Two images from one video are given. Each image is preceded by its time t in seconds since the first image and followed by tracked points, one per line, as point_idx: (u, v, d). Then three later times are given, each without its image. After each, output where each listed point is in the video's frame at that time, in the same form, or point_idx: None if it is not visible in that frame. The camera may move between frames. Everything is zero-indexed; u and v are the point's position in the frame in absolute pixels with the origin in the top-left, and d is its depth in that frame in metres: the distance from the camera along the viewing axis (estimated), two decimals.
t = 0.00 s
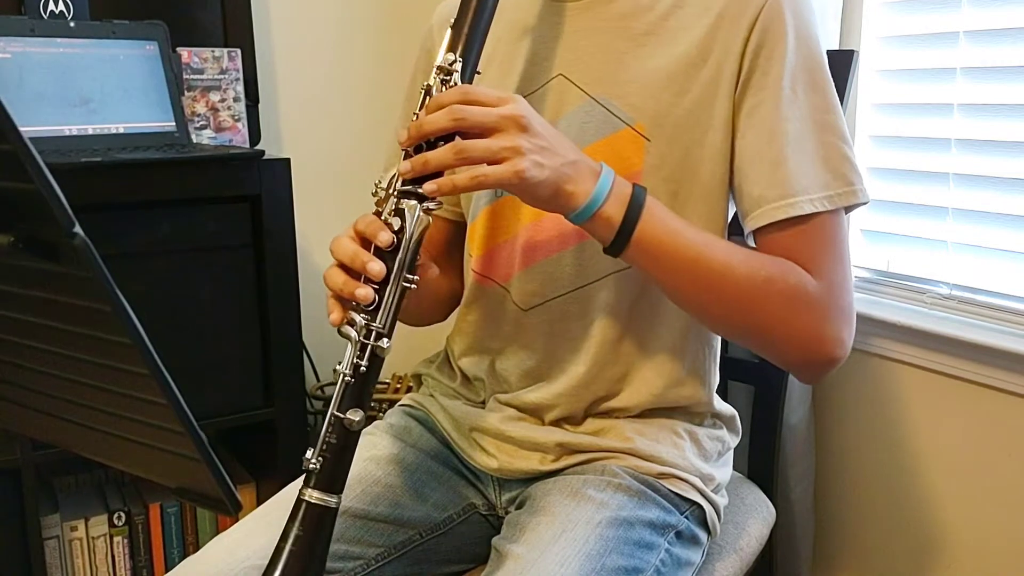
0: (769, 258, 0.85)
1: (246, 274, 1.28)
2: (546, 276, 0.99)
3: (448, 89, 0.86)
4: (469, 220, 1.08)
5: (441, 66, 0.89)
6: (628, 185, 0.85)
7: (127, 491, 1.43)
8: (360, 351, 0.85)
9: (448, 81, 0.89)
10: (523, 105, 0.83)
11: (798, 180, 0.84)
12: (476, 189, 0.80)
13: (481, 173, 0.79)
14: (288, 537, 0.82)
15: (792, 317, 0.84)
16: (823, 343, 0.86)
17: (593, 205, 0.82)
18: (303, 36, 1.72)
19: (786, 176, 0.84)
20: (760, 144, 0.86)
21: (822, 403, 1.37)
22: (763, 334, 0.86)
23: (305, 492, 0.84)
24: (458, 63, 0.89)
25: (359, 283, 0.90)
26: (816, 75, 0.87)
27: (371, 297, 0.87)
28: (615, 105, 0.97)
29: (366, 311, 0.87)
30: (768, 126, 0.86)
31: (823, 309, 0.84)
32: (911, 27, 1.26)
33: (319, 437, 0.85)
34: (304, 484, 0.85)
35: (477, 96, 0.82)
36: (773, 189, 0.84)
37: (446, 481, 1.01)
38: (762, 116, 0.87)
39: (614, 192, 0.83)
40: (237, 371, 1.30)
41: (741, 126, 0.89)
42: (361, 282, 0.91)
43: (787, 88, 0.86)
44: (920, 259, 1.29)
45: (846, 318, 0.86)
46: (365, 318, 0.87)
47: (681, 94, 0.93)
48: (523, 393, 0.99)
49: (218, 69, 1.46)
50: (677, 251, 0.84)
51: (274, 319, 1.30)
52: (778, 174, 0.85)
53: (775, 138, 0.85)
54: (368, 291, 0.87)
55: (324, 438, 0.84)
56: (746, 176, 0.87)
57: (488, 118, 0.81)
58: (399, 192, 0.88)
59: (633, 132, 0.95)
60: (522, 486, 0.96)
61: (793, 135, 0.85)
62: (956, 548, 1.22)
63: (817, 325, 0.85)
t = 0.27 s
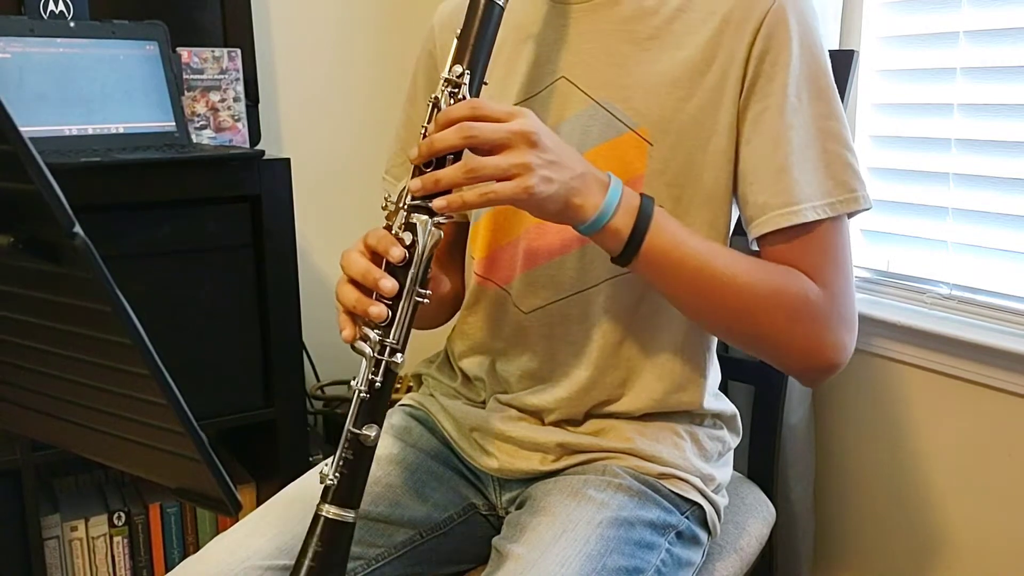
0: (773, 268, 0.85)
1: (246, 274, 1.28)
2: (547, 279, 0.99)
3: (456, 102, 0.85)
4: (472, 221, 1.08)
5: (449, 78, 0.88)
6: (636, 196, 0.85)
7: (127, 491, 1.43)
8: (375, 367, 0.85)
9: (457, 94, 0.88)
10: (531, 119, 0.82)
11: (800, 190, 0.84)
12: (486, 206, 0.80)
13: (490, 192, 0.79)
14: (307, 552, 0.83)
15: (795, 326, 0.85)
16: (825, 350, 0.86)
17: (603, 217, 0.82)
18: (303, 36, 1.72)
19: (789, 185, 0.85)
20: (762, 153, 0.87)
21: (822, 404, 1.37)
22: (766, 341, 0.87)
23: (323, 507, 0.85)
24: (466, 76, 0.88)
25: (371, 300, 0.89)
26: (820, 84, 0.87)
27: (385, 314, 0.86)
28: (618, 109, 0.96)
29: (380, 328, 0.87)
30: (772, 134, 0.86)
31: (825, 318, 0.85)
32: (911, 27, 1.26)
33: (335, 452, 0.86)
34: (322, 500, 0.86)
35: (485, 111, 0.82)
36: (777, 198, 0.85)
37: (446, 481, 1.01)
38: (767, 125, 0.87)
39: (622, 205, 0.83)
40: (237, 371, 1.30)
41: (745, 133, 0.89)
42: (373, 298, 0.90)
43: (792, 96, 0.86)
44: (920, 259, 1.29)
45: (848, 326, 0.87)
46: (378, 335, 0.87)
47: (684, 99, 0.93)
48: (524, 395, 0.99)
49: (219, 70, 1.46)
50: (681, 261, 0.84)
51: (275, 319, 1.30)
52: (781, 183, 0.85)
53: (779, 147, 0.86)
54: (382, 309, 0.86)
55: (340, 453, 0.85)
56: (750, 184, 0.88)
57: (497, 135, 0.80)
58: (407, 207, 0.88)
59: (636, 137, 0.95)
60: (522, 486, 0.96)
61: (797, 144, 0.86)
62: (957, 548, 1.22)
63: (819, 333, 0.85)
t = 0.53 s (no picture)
0: (779, 266, 0.85)
1: (246, 274, 1.28)
2: (548, 280, 0.99)
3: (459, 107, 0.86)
4: (472, 225, 1.08)
5: (451, 84, 0.88)
6: (642, 197, 0.85)
7: (127, 491, 1.43)
8: (388, 377, 0.86)
9: (458, 100, 0.89)
10: (535, 122, 0.82)
11: (800, 188, 0.84)
12: (492, 211, 0.81)
13: (497, 196, 0.79)
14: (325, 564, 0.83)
15: (802, 323, 0.85)
16: (832, 347, 0.87)
17: (608, 220, 0.82)
18: (303, 37, 1.72)
19: (792, 185, 0.84)
20: (766, 152, 0.86)
21: (822, 403, 1.37)
22: (773, 339, 0.87)
23: (340, 519, 0.85)
24: (467, 81, 0.88)
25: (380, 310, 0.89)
26: (820, 82, 0.87)
27: (395, 323, 0.86)
28: (618, 110, 0.96)
29: (390, 337, 0.87)
30: (774, 134, 0.86)
31: (832, 314, 0.85)
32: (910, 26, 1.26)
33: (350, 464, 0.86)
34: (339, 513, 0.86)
35: (489, 116, 0.82)
36: (780, 197, 0.85)
37: (446, 481, 1.01)
38: (769, 124, 0.87)
39: (627, 208, 0.83)
40: (237, 371, 1.30)
41: (746, 135, 0.89)
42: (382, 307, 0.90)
43: (792, 95, 0.86)
44: (921, 259, 1.29)
45: (855, 321, 0.87)
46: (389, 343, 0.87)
47: (684, 100, 0.93)
48: (525, 395, 0.99)
49: (219, 70, 1.46)
50: (687, 262, 0.84)
51: (275, 319, 1.30)
52: (783, 182, 0.85)
53: (781, 146, 0.85)
54: (391, 318, 0.86)
55: (356, 465, 0.85)
56: (753, 183, 0.88)
57: (501, 139, 0.80)
58: (413, 215, 0.88)
59: (636, 137, 0.95)
60: (523, 486, 0.96)
61: (799, 143, 0.86)
62: (956, 547, 1.22)
63: (826, 329, 0.86)
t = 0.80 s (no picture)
0: (779, 256, 0.85)
1: (245, 274, 1.28)
2: (548, 280, 0.99)
3: (454, 108, 0.86)
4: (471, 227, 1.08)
5: (444, 86, 0.89)
6: (639, 190, 0.85)
7: (127, 491, 1.43)
8: (389, 381, 0.85)
9: (452, 100, 0.89)
10: (530, 119, 0.82)
11: (798, 178, 0.84)
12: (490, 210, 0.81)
13: (495, 195, 0.79)
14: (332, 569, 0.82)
15: (807, 315, 0.85)
16: (837, 338, 0.86)
17: (606, 215, 0.83)
18: (303, 37, 1.72)
19: (790, 177, 0.84)
20: (765, 147, 0.86)
21: (822, 403, 1.37)
22: (778, 332, 0.86)
23: (346, 525, 0.85)
24: (461, 81, 0.89)
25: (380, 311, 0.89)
26: (814, 73, 0.87)
27: (394, 324, 0.86)
28: (614, 109, 0.97)
29: (391, 339, 0.87)
30: (770, 128, 0.86)
31: (836, 305, 0.85)
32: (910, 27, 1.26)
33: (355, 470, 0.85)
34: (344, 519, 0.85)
35: (484, 115, 0.82)
36: (779, 188, 0.84)
37: (446, 481, 1.01)
38: (766, 116, 0.86)
39: (625, 202, 0.83)
40: (237, 371, 1.30)
41: (744, 131, 0.88)
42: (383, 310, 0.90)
43: (787, 87, 0.86)
44: (921, 259, 1.29)
45: (858, 310, 0.86)
46: (390, 346, 0.87)
47: (678, 97, 0.93)
48: (524, 394, 0.99)
49: (219, 69, 1.46)
50: (689, 257, 0.84)
51: (274, 318, 1.30)
52: (782, 175, 0.84)
53: (779, 139, 0.85)
54: (390, 319, 0.86)
55: (361, 470, 0.85)
56: (751, 177, 0.87)
57: (497, 137, 0.81)
58: (411, 217, 0.88)
59: (633, 135, 0.95)
60: (522, 486, 0.96)
61: (796, 135, 0.85)
62: (956, 547, 1.22)
63: (829, 319, 0.85)
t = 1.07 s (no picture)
0: (773, 245, 0.85)
1: (245, 274, 1.28)
2: (546, 279, 0.99)
3: (439, 105, 0.87)
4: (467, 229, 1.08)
5: (430, 83, 0.89)
6: (628, 182, 0.85)
7: (126, 491, 1.43)
8: (381, 378, 0.86)
9: (438, 97, 0.89)
10: (515, 113, 0.83)
11: (792, 167, 0.84)
12: (477, 203, 0.81)
13: (482, 188, 0.80)
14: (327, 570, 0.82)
15: (807, 306, 0.84)
16: (838, 327, 0.86)
17: (596, 208, 0.83)
18: (302, 36, 1.72)
19: (783, 166, 0.84)
20: (756, 138, 0.86)
21: (821, 403, 1.37)
22: (779, 325, 0.86)
23: (340, 526, 0.84)
24: (446, 79, 0.89)
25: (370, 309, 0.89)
26: (804, 62, 0.87)
27: (384, 321, 0.86)
28: (606, 106, 0.96)
29: (381, 337, 0.87)
30: (761, 120, 0.86)
31: (835, 294, 0.85)
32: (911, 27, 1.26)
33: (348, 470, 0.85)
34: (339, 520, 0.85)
35: (468, 110, 0.83)
36: (774, 177, 0.84)
37: (446, 481, 1.01)
38: (755, 106, 0.86)
39: (615, 192, 0.83)
40: (236, 371, 1.30)
41: (734, 120, 0.88)
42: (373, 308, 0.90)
43: (776, 76, 0.86)
44: (921, 259, 1.29)
45: (855, 297, 0.86)
46: (381, 343, 0.87)
47: (670, 93, 0.93)
48: (523, 394, 0.99)
49: (218, 69, 1.46)
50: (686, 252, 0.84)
51: (273, 318, 1.29)
52: (775, 164, 0.84)
53: (771, 129, 0.85)
54: (380, 316, 0.86)
55: (354, 470, 0.85)
56: (745, 171, 0.87)
57: (482, 131, 0.81)
58: (400, 214, 0.88)
59: (625, 132, 0.95)
60: (521, 486, 0.96)
61: (788, 123, 0.85)
62: (957, 548, 1.22)
63: (827, 306, 0.85)
